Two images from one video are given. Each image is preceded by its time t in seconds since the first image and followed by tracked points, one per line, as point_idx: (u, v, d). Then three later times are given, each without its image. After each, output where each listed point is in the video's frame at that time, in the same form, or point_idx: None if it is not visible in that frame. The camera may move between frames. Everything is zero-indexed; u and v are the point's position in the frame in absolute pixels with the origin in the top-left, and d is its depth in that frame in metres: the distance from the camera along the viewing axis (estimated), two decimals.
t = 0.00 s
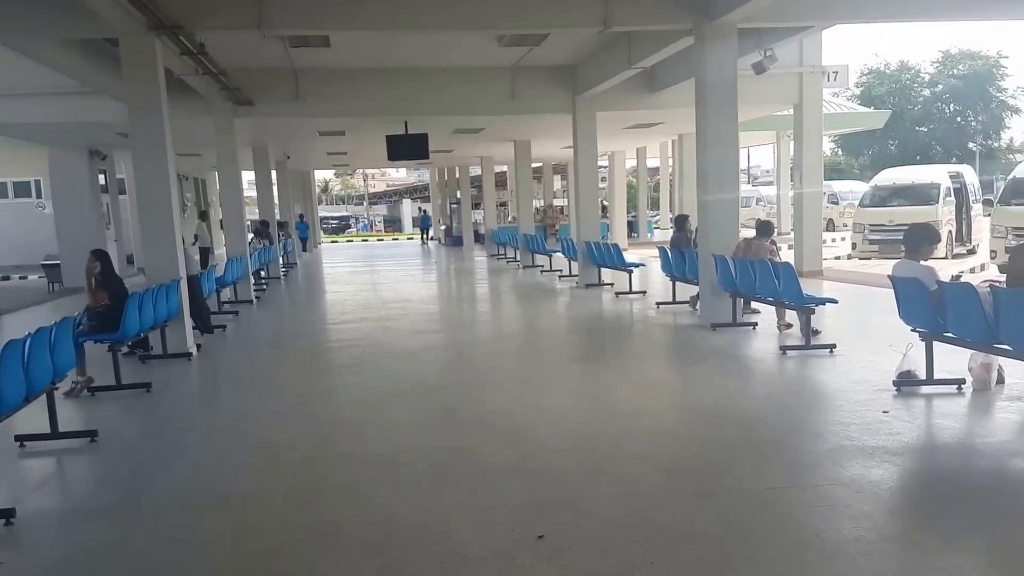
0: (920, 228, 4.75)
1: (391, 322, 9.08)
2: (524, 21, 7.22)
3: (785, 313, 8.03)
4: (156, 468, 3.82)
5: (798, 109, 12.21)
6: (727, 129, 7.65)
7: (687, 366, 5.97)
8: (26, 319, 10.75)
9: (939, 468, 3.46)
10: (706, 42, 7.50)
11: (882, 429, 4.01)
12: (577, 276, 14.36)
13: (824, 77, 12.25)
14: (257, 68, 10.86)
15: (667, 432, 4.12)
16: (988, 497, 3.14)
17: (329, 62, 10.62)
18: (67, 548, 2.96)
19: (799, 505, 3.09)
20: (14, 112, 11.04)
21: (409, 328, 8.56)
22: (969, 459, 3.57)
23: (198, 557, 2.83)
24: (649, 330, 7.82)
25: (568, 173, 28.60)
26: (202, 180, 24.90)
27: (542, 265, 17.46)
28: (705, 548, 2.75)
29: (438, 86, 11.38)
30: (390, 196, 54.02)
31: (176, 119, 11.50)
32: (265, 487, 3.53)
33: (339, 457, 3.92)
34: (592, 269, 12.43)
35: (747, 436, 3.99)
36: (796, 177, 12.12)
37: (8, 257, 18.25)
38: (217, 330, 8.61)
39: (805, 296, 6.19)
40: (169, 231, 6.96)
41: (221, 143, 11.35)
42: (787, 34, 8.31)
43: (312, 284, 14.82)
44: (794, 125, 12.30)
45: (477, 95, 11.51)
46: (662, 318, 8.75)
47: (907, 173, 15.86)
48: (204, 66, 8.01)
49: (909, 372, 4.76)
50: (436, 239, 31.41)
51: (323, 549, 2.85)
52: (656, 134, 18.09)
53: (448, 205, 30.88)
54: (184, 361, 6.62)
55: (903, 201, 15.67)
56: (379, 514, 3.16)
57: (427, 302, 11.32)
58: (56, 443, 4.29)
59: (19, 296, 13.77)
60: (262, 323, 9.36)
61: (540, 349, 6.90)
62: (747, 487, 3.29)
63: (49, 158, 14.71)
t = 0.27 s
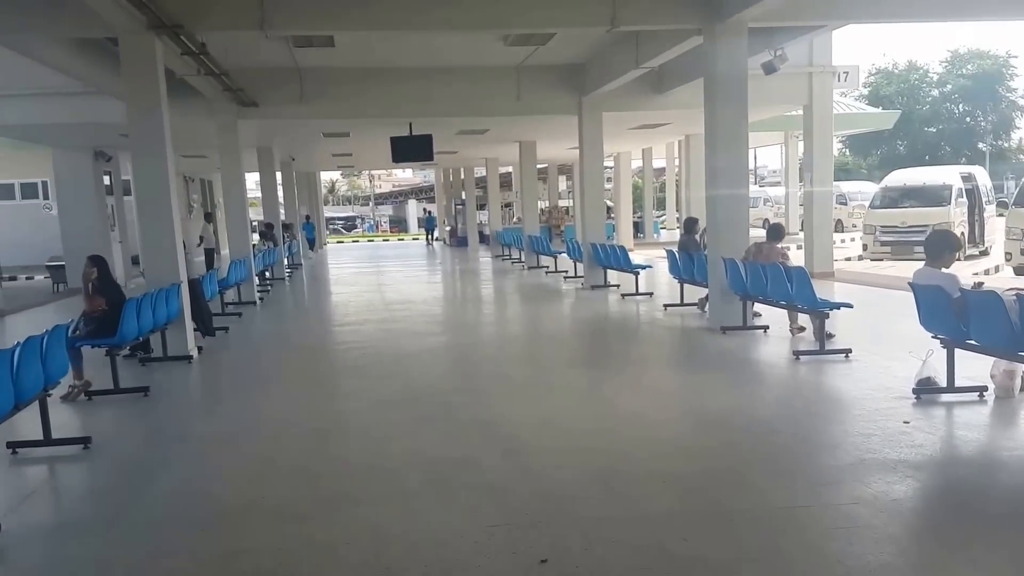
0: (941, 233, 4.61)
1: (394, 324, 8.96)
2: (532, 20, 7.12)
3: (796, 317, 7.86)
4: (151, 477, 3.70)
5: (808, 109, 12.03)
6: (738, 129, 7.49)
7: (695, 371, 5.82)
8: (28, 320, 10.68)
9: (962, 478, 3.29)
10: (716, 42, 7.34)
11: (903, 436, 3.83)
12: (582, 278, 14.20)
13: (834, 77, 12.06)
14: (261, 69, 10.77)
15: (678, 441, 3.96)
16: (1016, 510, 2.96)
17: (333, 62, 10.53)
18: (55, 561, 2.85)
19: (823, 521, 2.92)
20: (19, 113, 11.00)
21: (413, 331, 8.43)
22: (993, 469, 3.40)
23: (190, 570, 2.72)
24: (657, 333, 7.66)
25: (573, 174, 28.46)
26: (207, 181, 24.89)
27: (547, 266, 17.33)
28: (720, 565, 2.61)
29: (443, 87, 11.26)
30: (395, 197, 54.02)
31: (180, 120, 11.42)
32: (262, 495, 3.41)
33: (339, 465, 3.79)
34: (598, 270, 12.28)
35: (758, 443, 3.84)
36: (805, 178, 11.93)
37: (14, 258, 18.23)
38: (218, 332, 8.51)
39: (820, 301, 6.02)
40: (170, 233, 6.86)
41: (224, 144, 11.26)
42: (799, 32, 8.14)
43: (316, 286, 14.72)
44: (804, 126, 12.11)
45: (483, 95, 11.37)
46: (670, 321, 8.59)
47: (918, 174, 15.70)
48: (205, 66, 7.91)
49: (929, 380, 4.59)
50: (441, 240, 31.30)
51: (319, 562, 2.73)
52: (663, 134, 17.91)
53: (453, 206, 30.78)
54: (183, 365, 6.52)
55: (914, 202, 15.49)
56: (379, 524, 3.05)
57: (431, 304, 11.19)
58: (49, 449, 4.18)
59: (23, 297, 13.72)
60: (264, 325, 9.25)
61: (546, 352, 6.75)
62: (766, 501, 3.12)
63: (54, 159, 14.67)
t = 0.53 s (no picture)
0: (961, 233, 4.47)
1: (397, 327, 8.87)
2: (539, 18, 7.02)
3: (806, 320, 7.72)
4: (142, 487, 3.60)
5: (818, 109, 11.91)
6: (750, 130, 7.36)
7: (703, 376, 5.69)
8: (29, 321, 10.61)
9: (983, 489, 3.13)
10: (729, 41, 7.21)
11: (922, 446, 3.65)
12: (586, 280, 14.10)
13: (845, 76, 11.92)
14: (264, 69, 10.69)
15: (686, 451, 3.80)
16: None
17: (337, 63, 10.45)
18: None
19: (844, 539, 2.74)
20: (21, 113, 10.93)
21: (415, 334, 8.34)
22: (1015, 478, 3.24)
23: None
24: (663, 337, 7.54)
25: (578, 175, 28.37)
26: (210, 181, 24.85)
27: (551, 268, 17.22)
28: None
29: (448, 88, 11.16)
30: (399, 198, 54.00)
31: (183, 120, 11.35)
32: (255, 508, 3.30)
33: (336, 476, 3.68)
34: (602, 272, 12.17)
35: (767, 451, 3.70)
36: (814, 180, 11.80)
37: (16, 259, 18.18)
38: (218, 335, 8.41)
39: (833, 304, 5.89)
40: (172, 235, 6.77)
41: (227, 145, 11.18)
42: (811, 30, 8.03)
43: (319, 288, 14.65)
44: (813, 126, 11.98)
45: (488, 96, 11.28)
46: (676, 324, 8.47)
47: (926, 175, 15.52)
48: (209, 66, 7.82)
49: (946, 387, 4.41)
50: (445, 241, 31.23)
51: None
52: (669, 134, 17.78)
53: (457, 207, 30.70)
54: (182, 369, 6.43)
55: (922, 203, 15.31)
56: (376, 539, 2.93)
57: (434, 306, 11.09)
58: (38, 457, 4.08)
59: (25, 298, 13.66)
60: (264, 328, 9.14)
61: (549, 357, 6.62)
62: (782, 517, 2.94)
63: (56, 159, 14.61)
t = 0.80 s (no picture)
0: (977, 236, 4.40)
1: (397, 330, 8.78)
2: (544, 17, 6.95)
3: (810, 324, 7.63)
4: (132, 497, 3.51)
5: (822, 111, 11.84)
6: (757, 130, 7.28)
7: (709, 380, 5.60)
8: (27, 322, 10.53)
9: (1000, 496, 3.03)
10: (736, 41, 7.14)
11: (936, 454, 3.53)
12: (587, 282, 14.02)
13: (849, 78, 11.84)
14: (264, 69, 10.61)
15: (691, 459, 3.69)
16: None
17: (338, 64, 10.37)
18: None
19: (860, 552, 2.61)
20: (19, 113, 10.86)
21: (416, 337, 8.26)
22: None
23: None
24: (666, 340, 7.46)
25: (579, 177, 28.30)
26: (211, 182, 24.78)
27: (553, 269, 17.13)
28: None
29: (449, 89, 11.08)
30: (400, 199, 53.95)
31: (182, 121, 11.28)
32: (249, 518, 3.22)
33: (333, 483, 3.60)
34: (604, 274, 12.09)
35: (777, 457, 3.62)
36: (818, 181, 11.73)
37: (15, 260, 18.10)
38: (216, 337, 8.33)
39: (841, 307, 5.80)
40: (170, 237, 6.69)
41: (227, 146, 11.11)
42: (818, 30, 7.96)
43: (319, 289, 14.58)
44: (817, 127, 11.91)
45: (490, 97, 11.20)
46: (679, 327, 8.38)
47: (926, 176, 15.45)
48: (210, 65, 7.75)
49: (958, 393, 4.33)
50: (445, 242, 31.15)
51: None
52: (671, 135, 17.69)
53: (458, 209, 30.60)
54: (177, 372, 6.35)
55: (923, 205, 15.22)
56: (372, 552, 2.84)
57: (434, 307, 11.02)
58: (26, 465, 4.00)
59: (23, 299, 13.58)
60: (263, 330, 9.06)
61: (550, 360, 6.52)
62: (795, 528, 2.81)
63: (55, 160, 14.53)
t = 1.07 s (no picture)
0: (989, 238, 4.29)
1: (395, 332, 8.69)
2: (542, 17, 6.87)
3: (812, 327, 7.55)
4: (117, 509, 3.41)
5: (821, 112, 11.78)
6: (758, 132, 7.19)
7: (710, 382, 5.49)
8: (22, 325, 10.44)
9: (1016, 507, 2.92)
10: (736, 42, 7.05)
11: (947, 463, 3.41)
12: (586, 283, 13.94)
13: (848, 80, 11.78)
14: (261, 69, 10.52)
15: (693, 465, 3.57)
16: None
17: (335, 64, 10.29)
18: None
19: (872, 569, 2.49)
20: (14, 113, 10.77)
21: (413, 339, 8.16)
22: None
23: None
24: (666, 343, 7.36)
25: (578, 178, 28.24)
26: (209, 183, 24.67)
27: (551, 271, 17.04)
28: None
29: (448, 89, 10.99)
30: (400, 200, 53.88)
31: (178, 122, 11.19)
32: (236, 530, 3.12)
33: (325, 493, 3.50)
34: (603, 275, 12.00)
35: (782, 463, 3.51)
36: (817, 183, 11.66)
37: (11, 261, 17.99)
38: (211, 340, 8.23)
39: (844, 311, 5.70)
40: (163, 239, 6.60)
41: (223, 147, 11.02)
42: (819, 32, 7.89)
43: (317, 290, 14.48)
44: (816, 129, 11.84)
45: (489, 97, 11.10)
46: (679, 329, 8.30)
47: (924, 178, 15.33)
48: (205, 65, 7.66)
49: (967, 399, 4.22)
50: (444, 243, 31.08)
51: None
52: (669, 137, 17.62)
53: (457, 210, 30.53)
54: (169, 377, 6.26)
55: (921, 206, 15.09)
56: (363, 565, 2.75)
57: (432, 309, 10.93)
58: (10, 474, 3.90)
59: (18, 301, 13.47)
60: (259, 332, 8.96)
61: (549, 363, 6.43)
62: (804, 544, 2.68)
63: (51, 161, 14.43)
